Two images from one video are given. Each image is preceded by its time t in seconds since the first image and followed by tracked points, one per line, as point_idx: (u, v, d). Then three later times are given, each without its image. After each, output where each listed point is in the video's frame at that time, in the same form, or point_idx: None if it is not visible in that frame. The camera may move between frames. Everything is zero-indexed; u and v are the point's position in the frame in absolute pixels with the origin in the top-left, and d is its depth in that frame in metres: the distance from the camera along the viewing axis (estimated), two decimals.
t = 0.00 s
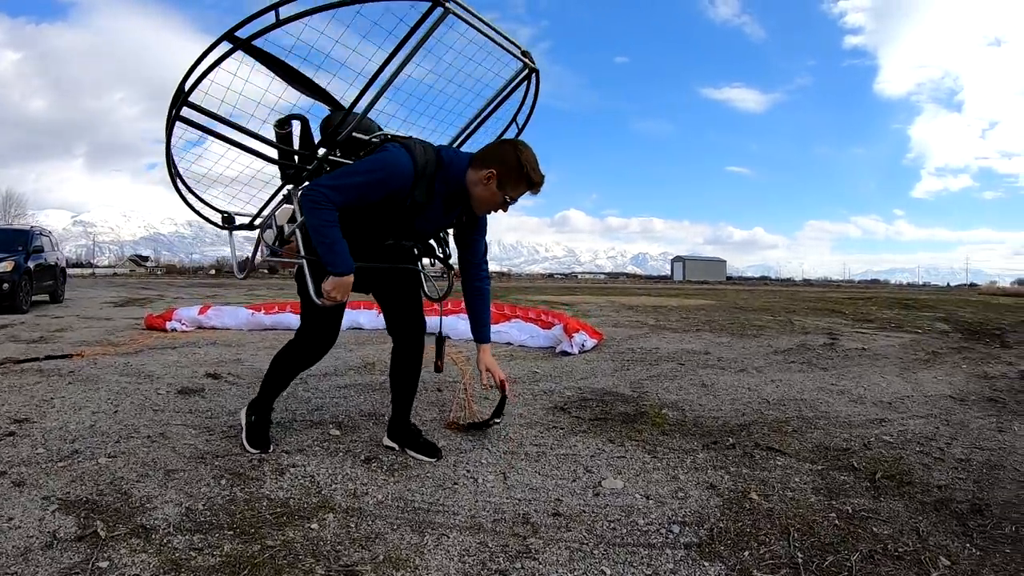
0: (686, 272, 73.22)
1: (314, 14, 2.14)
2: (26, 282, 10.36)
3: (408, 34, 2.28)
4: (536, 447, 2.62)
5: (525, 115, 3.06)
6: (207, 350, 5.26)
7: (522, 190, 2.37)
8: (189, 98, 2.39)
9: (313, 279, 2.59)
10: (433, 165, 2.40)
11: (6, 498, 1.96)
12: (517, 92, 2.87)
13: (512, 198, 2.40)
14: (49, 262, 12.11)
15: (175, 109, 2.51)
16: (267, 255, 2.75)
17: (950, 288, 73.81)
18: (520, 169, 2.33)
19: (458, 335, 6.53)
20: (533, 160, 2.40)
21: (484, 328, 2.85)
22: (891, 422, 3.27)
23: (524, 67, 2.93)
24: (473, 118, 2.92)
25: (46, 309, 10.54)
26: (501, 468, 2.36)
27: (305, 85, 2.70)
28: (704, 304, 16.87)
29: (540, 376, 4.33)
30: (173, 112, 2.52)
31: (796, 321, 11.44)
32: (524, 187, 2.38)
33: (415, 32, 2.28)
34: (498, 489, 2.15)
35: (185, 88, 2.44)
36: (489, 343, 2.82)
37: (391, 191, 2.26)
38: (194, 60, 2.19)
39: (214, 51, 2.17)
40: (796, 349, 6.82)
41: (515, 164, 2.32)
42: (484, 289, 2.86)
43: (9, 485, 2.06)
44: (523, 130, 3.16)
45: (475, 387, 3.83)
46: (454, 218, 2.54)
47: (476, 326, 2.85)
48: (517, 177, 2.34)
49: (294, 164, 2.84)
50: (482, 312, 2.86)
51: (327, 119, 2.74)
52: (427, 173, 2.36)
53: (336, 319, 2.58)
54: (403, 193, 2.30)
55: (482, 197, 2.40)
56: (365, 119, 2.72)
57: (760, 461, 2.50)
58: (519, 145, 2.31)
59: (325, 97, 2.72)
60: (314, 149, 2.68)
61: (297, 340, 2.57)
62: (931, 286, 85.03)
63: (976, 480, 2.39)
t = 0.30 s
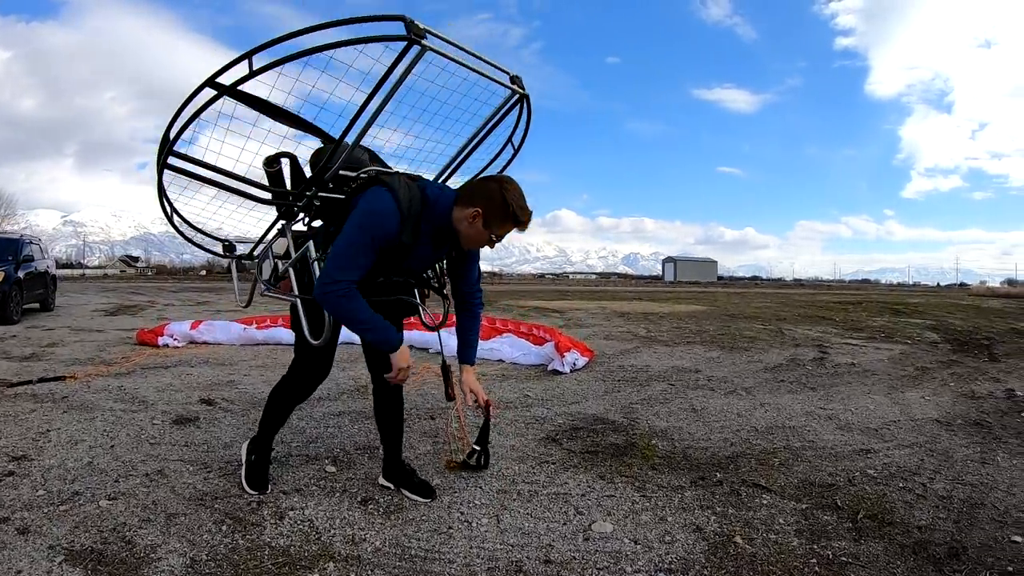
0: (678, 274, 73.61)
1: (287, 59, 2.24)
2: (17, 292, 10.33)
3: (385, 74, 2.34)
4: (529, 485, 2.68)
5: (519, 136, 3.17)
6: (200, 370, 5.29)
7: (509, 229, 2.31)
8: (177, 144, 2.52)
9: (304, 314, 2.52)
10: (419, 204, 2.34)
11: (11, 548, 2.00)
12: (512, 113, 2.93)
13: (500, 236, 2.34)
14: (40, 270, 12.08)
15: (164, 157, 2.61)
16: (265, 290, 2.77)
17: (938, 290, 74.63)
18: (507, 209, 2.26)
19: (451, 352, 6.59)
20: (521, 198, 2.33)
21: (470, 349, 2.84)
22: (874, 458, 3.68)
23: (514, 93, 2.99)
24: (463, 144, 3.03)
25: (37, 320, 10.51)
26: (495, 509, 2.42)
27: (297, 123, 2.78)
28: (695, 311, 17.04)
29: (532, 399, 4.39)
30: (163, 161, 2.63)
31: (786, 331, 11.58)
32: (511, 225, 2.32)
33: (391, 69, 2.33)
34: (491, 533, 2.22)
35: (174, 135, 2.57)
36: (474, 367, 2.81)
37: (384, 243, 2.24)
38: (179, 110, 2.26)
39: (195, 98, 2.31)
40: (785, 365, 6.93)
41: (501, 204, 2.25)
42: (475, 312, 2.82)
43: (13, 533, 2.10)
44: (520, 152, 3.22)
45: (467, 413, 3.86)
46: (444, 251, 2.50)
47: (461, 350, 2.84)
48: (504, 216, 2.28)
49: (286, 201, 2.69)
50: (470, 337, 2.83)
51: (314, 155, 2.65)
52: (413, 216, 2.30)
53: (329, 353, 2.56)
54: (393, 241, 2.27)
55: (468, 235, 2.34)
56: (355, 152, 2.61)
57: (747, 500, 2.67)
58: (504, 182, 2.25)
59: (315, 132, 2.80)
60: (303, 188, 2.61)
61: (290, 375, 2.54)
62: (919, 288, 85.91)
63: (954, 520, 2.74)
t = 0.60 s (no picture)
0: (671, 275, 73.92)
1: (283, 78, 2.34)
2: (9, 296, 10.28)
3: (376, 97, 2.43)
4: (522, 500, 2.73)
5: (511, 157, 3.25)
6: (195, 379, 5.31)
7: (496, 253, 2.33)
8: (173, 162, 2.59)
9: (297, 334, 2.56)
10: (409, 226, 2.39)
11: (13, 569, 2.04)
12: (505, 133, 2.98)
13: (487, 259, 2.37)
14: (32, 274, 12.04)
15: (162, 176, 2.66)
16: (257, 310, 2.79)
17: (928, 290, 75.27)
18: (492, 234, 2.29)
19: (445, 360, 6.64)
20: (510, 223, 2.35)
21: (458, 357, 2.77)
22: (864, 468, 3.87)
23: (505, 115, 3.05)
24: (456, 165, 3.11)
25: (29, 325, 10.47)
26: (488, 525, 2.47)
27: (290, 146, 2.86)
28: (687, 313, 17.18)
29: (525, 409, 4.45)
30: (159, 180, 2.68)
31: (778, 335, 11.68)
32: (498, 250, 2.34)
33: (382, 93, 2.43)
34: (485, 550, 2.28)
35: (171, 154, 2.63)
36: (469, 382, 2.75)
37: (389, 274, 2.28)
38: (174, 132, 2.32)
39: (190, 117, 2.39)
40: (777, 372, 7.01)
41: (487, 229, 2.28)
42: (468, 326, 2.80)
43: (14, 554, 2.13)
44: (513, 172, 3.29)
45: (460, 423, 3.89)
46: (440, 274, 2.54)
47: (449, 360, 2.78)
48: (490, 241, 2.30)
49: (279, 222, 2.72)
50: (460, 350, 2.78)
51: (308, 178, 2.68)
52: (405, 238, 2.35)
53: (321, 372, 2.58)
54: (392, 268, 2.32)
55: (456, 259, 2.36)
56: (347, 173, 2.65)
57: (735, 515, 2.83)
58: (490, 208, 2.28)
59: (308, 154, 2.87)
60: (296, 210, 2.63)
61: (284, 390, 2.57)
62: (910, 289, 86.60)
63: (938, 536, 2.97)
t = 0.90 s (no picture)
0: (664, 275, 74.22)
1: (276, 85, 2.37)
2: None
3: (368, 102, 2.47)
4: (512, 502, 2.77)
5: (500, 163, 3.30)
6: (187, 382, 5.32)
7: (485, 257, 2.36)
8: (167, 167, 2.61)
9: (291, 338, 2.58)
10: (401, 229, 2.43)
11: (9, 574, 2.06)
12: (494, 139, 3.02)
13: (477, 262, 2.41)
14: (23, 274, 11.99)
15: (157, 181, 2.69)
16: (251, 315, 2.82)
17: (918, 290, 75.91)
18: (482, 238, 2.33)
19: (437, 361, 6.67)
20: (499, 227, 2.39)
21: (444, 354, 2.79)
22: (849, 470, 3.93)
23: (493, 120, 3.10)
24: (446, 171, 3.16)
25: (19, 326, 10.42)
26: (478, 527, 2.51)
27: (283, 152, 2.89)
28: (679, 314, 17.29)
29: (516, 411, 4.49)
30: (154, 185, 2.71)
31: (768, 335, 11.77)
32: (488, 253, 2.37)
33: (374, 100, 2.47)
34: (476, 552, 2.32)
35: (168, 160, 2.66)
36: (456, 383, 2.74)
37: (379, 277, 2.32)
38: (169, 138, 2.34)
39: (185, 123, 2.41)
40: (766, 373, 7.08)
41: (476, 232, 2.32)
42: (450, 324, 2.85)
43: (11, 558, 2.16)
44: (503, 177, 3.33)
45: (451, 426, 3.92)
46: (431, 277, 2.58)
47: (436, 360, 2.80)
48: (479, 244, 2.34)
49: (272, 228, 2.76)
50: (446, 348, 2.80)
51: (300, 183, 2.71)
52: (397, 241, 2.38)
53: (314, 375, 2.61)
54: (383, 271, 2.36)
55: (447, 263, 2.40)
56: (339, 180, 2.68)
57: (722, 516, 2.88)
58: (480, 212, 2.32)
59: (301, 160, 2.90)
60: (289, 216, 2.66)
61: (277, 394, 2.59)
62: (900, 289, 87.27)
63: (922, 536, 3.03)
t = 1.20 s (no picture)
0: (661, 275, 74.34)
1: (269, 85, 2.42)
2: None
3: (360, 100, 2.51)
4: (507, 499, 2.80)
5: (495, 162, 3.34)
6: (185, 382, 5.34)
7: (478, 245, 2.38)
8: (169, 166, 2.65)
9: (288, 333, 2.61)
10: (394, 224, 2.46)
11: (10, 571, 2.09)
12: (487, 136, 3.06)
13: (470, 252, 2.41)
14: (19, 275, 11.98)
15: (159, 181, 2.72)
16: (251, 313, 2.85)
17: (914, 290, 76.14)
18: (474, 225, 2.35)
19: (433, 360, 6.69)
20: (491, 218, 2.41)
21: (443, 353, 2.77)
22: (842, 467, 3.97)
23: (486, 119, 3.14)
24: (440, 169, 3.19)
25: (16, 326, 10.41)
26: (474, 524, 2.54)
27: (280, 153, 2.93)
28: (676, 313, 17.33)
29: (513, 410, 4.52)
30: (157, 184, 2.73)
31: (764, 335, 11.81)
32: (480, 242, 2.39)
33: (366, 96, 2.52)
34: (472, 548, 2.35)
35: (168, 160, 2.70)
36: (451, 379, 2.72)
37: (370, 270, 2.35)
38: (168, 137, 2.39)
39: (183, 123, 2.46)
40: (762, 372, 7.12)
41: (467, 219, 2.35)
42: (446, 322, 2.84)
43: (12, 556, 2.18)
44: (498, 177, 3.37)
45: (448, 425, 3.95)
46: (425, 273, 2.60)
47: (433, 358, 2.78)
48: (471, 232, 2.36)
49: (271, 226, 2.79)
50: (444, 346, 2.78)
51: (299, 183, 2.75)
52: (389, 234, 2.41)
53: (311, 371, 2.64)
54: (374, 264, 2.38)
55: (440, 255, 2.42)
56: (335, 179, 2.71)
57: (716, 513, 2.92)
58: (472, 202, 2.35)
59: (297, 160, 2.93)
60: (287, 215, 2.70)
61: (275, 391, 2.62)
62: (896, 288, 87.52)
63: (913, 533, 3.07)
